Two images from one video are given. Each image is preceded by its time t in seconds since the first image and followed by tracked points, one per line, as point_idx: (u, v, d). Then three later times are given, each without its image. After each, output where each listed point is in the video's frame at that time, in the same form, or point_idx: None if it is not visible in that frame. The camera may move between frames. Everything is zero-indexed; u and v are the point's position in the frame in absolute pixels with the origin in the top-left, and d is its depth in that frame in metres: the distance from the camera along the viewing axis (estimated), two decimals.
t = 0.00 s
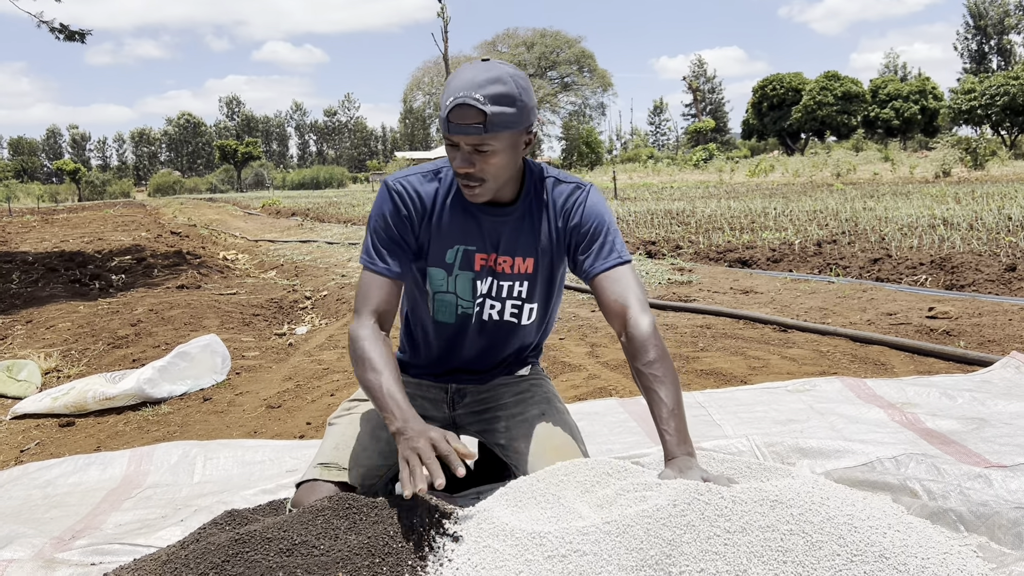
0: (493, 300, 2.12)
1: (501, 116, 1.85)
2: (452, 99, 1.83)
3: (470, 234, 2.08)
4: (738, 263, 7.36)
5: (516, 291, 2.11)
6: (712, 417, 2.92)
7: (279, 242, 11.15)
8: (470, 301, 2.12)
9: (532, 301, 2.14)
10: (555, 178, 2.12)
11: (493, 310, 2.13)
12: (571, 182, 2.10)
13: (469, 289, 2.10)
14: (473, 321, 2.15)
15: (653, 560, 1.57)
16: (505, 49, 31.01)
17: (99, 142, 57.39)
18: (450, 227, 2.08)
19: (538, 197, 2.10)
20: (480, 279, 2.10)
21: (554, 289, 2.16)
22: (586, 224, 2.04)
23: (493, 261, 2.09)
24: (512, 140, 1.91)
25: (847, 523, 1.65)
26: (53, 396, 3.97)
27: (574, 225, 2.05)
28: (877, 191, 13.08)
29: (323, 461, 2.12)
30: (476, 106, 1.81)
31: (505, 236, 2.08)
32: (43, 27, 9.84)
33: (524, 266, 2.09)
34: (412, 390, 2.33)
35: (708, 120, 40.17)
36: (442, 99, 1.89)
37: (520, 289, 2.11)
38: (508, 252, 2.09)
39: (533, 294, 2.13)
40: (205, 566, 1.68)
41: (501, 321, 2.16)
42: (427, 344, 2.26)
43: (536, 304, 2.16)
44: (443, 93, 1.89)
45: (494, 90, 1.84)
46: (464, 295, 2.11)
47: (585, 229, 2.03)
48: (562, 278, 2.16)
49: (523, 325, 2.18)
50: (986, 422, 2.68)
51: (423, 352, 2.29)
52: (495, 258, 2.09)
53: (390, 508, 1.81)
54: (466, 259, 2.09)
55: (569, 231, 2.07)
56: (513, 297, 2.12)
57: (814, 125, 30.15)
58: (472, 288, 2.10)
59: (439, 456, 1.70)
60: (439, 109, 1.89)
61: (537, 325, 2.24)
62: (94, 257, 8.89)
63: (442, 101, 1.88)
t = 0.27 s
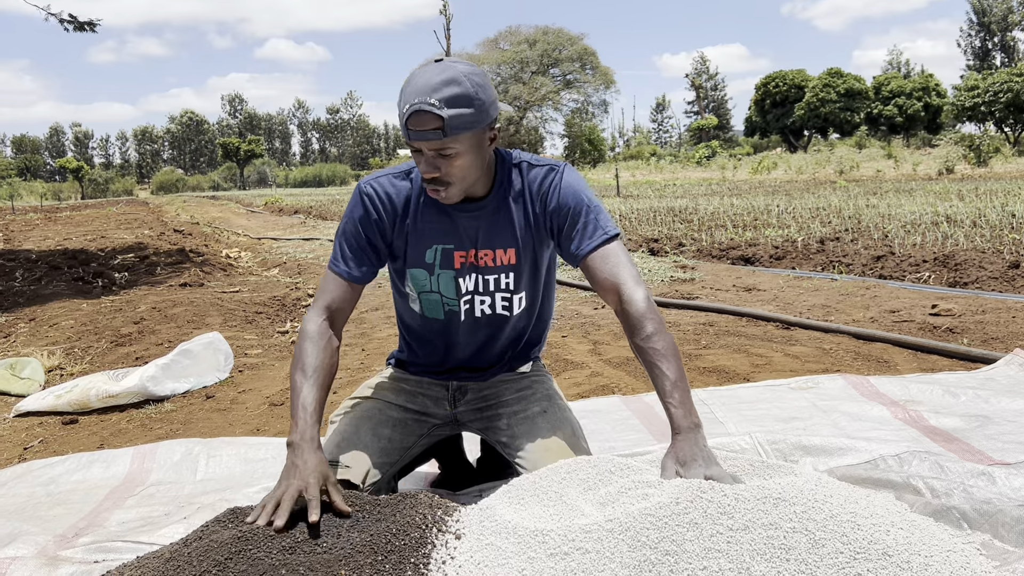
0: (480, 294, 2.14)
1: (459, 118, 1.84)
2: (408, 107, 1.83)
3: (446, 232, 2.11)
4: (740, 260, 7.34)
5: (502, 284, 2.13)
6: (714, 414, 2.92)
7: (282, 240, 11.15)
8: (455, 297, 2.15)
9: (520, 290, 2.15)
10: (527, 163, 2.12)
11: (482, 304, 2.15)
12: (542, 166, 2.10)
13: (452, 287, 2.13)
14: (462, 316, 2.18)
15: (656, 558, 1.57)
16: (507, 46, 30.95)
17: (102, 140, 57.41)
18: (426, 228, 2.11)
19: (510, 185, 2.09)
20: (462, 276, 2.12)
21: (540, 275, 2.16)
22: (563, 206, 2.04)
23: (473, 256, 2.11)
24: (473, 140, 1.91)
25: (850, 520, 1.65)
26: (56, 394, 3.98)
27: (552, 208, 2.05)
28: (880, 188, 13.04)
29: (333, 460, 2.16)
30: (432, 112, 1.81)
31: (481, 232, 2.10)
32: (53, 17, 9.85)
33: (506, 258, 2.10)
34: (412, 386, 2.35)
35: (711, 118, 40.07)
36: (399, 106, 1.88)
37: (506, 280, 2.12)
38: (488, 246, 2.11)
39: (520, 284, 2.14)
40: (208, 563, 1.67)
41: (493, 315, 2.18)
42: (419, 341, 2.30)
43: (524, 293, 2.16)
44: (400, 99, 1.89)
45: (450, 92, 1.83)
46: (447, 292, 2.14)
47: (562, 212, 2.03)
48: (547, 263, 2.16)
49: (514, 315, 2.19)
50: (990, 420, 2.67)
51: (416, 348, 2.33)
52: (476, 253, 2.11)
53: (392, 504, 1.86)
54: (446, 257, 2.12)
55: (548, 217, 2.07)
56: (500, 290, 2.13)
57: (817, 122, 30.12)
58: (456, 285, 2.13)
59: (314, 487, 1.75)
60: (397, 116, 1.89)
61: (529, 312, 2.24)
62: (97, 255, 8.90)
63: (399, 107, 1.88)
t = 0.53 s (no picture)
0: (474, 300, 2.12)
1: (454, 125, 1.83)
2: (402, 116, 1.81)
3: (437, 239, 2.09)
4: (745, 258, 7.33)
5: (497, 290, 2.11)
6: (720, 411, 2.92)
7: (286, 238, 11.16)
8: (449, 304, 2.13)
9: (514, 295, 2.13)
10: (510, 167, 2.10)
11: (476, 310, 2.13)
12: (528, 169, 2.08)
13: (445, 294, 2.12)
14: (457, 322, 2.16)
15: (664, 555, 1.57)
16: (511, 43, 30.90)
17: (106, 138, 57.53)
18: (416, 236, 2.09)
19: (498, 192, 2.07)
20: (455, 283, 2.11)
21: (534, 279, 2.16)
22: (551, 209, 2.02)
23: (466, 263, 2.10)
24: (467, 150, 1.90)
25: (858, 517, 1.64)
26: (62, 391, 3.99)
27: (541, 210, 2.04)
28: (884, 186, 13.02)
29: (341, 457, 2.20)
30: (429, 119, 1.80)
31: (470, 239, 2.08)
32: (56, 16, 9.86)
33: (499, 264, 2.10)
34: (418, 384, 2.34)
35: (715, 115, 39.99)
36: (389, 119, 1.86)
37: (500, 286, 2.11)
38: (480, 253, 2.09)
39: (513, 290, 2.13)
40: (215, 560, 1.67)
41: (489, 321, 2.16)
42: (413, 347, 2.29)
43: (518, 298, 2.16)
44: (389, 113, 1.86)
45: (444, 100, 1.83)
46: (440, 299, 2.13)
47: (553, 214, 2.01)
48: (539, 267, 2.15)
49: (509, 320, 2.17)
50: (997, 416, 2.66)
51: (409, 351, 2.32)
52: (469, 260, 2.10)
53: (399, 501, 1.87)
54: (438, 265, 2.10)
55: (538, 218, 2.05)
56: (494, 296, 2.12)
57: (821, 119, 30.06)
58: (449, 292, 2.12)
59: (317, 504, 1.75)
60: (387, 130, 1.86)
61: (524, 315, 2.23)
62: (102, 252, 8.92)
63: (389, 120, 1.85)
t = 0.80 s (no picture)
0: (480, 304, 2.12)
1: (483, 115, 1.85)
2: (432, 108, 1.81)
3: (443, 242, 2.08)
4: (751, 254, 7.32)
5: (502, 293, 2.12)
6: (728, 408, 2.91)
7: (291, 235, 11.17)
8: (455, 306, 2.13)
9: (520, 297, 2.14)
10: (510, 169, 2.09)
11: (482, 313, 2.14)
12: (528, 170, 2.06)
13: (451, 297, 2.12)
14: (463, 325, 2.16)
15: (673, 552, 1.57)
16: (515, 40, 30.86)
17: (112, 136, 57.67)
18: (422, 239, 2.08)
19: (500, 194, 2.06)
20: (462, 287, 2.10)
21: (539, 280, 2.16)
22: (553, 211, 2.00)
23: (472, 267, 2.09)
24: (492, 144, 1.92)
25: (868, 514, 1.64)
26: (69, 388, 4.00)
27: (542, 212, 2.02)
28: (890, 182, 12.97)
29: (349, 452, 2.21)
30: (461, 109, 1.81)
31: (476, 242, 2.08)
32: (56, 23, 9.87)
33: (504, 267, 2.10)
34: (425, 382, 2.34)
35: (719, 111, 39.89)
36: (413, 113, 1.84)
37: (506, 290, 2.12)
38: (485, 256, 2.09)
39: (519, 291, 2.14)
40: (224, 556, 1.68)
41: (494, 323, 2.17)
42: (419, 346, 2.29)
43: (524, 299, 2.16)
44: (413, 107, 1.85)
45: (472, 92, 1.85)
46: (446, 302, 2.12)
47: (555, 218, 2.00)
48: (543, 268, 2.15)
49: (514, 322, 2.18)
50: (1006, 413, 2.65)
51: (417, 350, 2.32)
52: (475, 263, 2.09)
53: (406, 498, 1.87)
54: (445, 268, 2.09)
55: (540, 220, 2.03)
56: (500, 299, 2.12)
57: (826, 115, 29.96)
58: (455, 296, 2.11)
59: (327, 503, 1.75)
60: (412, 124, 1.83)
61: (528, 316, 2.23)
62: (107, 250, 8.94)
63: (414, 114, 1.84)
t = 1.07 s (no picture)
0: (484, 298, 2.12)
1: (502, 98, 1.89)
2: (453, 86, 1.84)
3: (449, 234, 2.08)
4: (757, 251, 7.30)
5: (507, 286, 2.11)
6: (734, 405, 2.91)
7: (296, 233, 11.19)
8: (459, 300, 2.13)
9: (524, 292, 2.14)
10: (519, 164, 2.08)
11: (486, 307, 2.13)
12: (536, 165, 2.06)
13: (456, 289, 2.11)
14: (467, 319, 2.16)
15: (680, 549, 1.56)
16: (520, 37, 30.82)
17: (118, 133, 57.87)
18: (429, 229, 2.08)
19: (507, 188, 2.06)
20: (467, 279, 2.10)
21: (544, 276, 2.15)
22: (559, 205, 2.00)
23: (478, 259, 2.09)
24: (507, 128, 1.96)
25: (876, 511, 1.63)
26: (76, 385, 4.02)
27: (547, 207, 2.02)
28: (896, 178, 12.93)
29: (355, 448, 2.21)
30: (481, 89, 1.85)
31: (483, 235, 2.08)
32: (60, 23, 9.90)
33: (508, 260, 2.09)
34: (430, 379, 2.34)
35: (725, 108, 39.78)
36: (432, 91, 1.86)
37: (510, 283, 2.11)
38: (491, 249, 2.09)
39: (524, 286, 2.13)
40: (230, 553, 1.68)
41: (498, 318, 2.16)
42: (424, 341, 2.29)
43: (530, 294, 2.16)
44: (432, 85, 1.87)
45: (491, 75, 1.89)
46: (451, 294, 2.12)
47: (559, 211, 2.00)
48: (549, 264, 2.15)
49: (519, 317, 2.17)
50: (1014, 410, 2.64)
51: (421, 346, 2.32)
52: (480, 256, 2.09)
53: (413, 495, 1.88)
54: (450, 260, 2.09)
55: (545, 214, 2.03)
56: (505, 293, 2.12)
57: (832, 111, 29.85)
58: (459, 288, 2.11)
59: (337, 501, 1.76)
60: (432, 101, 1.86)
61: (533, 313, 2.23)
62: (113, 247, 8.97)
63: (434, 92, 1.86)
